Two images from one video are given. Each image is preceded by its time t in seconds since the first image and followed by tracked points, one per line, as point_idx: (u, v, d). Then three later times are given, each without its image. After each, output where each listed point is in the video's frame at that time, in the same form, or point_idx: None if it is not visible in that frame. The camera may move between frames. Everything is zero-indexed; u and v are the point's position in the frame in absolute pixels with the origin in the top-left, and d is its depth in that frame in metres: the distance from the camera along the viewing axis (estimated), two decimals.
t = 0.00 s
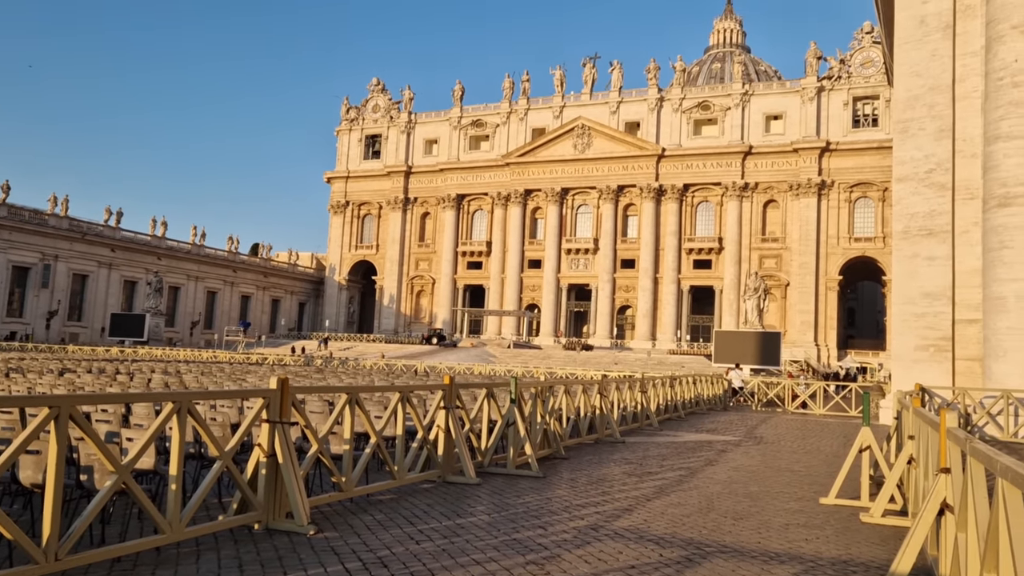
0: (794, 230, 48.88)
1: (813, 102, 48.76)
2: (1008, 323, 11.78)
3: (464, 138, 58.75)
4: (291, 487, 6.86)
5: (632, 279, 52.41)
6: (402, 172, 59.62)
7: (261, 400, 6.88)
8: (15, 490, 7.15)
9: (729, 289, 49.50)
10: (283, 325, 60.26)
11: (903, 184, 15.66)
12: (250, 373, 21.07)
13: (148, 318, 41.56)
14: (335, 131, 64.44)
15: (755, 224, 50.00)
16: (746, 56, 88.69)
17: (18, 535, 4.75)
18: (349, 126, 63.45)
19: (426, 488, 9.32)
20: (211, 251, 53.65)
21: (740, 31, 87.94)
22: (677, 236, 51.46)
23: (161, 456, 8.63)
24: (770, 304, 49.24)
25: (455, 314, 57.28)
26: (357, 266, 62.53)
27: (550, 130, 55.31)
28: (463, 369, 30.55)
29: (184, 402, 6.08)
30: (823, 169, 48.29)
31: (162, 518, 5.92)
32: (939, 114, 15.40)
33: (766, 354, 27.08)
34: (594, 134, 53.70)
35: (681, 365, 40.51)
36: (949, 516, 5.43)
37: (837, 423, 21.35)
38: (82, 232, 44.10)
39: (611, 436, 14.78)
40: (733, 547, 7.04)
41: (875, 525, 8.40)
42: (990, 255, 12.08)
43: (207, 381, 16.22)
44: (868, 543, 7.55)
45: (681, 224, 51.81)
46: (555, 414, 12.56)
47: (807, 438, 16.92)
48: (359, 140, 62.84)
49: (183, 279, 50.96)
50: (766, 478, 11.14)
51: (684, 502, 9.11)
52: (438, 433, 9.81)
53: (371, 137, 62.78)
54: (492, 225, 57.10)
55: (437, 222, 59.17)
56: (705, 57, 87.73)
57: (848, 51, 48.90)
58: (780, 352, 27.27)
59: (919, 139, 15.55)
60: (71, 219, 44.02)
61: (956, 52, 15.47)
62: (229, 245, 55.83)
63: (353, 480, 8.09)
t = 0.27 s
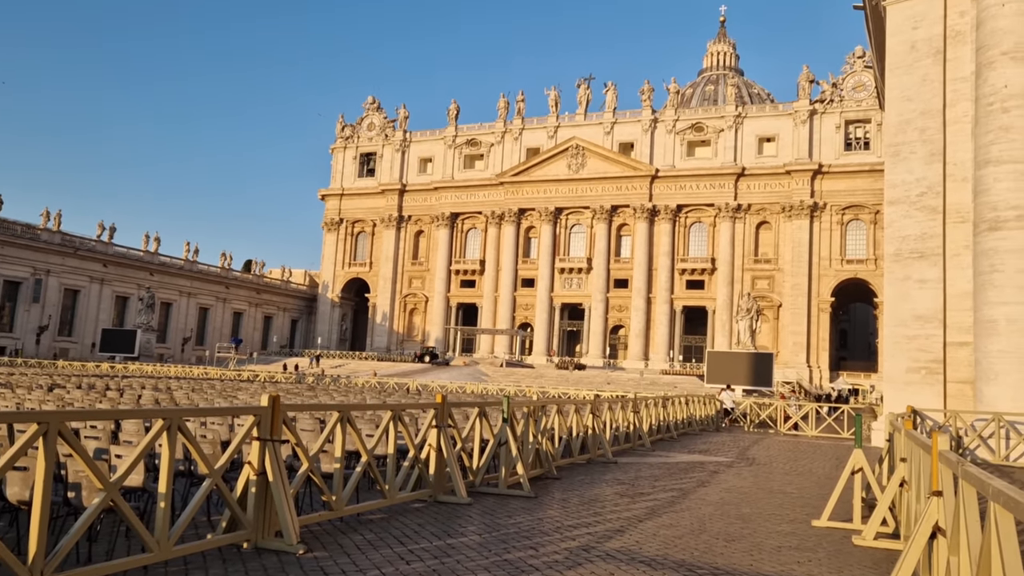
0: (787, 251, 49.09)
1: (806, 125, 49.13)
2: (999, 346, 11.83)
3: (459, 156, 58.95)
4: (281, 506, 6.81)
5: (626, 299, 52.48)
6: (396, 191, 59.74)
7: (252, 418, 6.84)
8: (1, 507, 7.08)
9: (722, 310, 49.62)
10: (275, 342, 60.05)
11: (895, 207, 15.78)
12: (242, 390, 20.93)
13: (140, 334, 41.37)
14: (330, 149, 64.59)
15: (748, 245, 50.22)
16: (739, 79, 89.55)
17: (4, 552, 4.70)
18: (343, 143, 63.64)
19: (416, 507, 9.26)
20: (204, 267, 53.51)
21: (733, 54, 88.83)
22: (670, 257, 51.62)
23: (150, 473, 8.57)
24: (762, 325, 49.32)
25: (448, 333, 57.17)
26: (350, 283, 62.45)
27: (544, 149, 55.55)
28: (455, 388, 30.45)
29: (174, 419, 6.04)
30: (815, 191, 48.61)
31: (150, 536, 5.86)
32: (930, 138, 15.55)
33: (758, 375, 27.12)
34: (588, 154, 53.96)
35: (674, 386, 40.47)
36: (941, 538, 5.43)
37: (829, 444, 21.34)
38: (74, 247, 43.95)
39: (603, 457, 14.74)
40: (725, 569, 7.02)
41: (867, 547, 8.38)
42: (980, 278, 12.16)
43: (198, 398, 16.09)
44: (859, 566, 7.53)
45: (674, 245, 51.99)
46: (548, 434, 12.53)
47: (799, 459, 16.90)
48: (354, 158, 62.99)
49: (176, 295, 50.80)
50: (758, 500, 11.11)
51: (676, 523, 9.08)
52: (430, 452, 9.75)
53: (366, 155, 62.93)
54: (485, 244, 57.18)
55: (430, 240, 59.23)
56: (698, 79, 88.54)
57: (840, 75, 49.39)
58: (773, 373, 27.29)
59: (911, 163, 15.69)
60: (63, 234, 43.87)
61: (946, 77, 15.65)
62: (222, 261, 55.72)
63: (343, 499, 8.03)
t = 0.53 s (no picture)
0: (779, 271, 49.29)
1: (798, 146, 49.50)
2: (989, 368, 11.89)
3: (453, 174, 59.10)
4: (270, 524, 6.74)
5: (618, 317, 52.52)
6: (390, 208, 59.83)
7: (242, 435, 6.80)
8: None
9: (714, 329, 49.72)
10: (267, 358, 59.80)
11: (887, 229, 15.88)
12: (233, 406, 20.81)
13: (130, 349, 41.15)
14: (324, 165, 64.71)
15: (740, 265, 50.41)
16: (732, 100, 90.27)
17: None
18: (338, 160, 63.76)
19: (407, 526, 9.20)
20: (196, 283, 53.38)
21: (726, 75, 89.58)
22: (663, 276, 51.76)
23: (138, 489, 8.51)
24: (754, 345, 49.37)
25: (440, 350, 57.04)
26: (343, 299, 62.35)
27: (538, 168, 55.77)
28: (447, 406, 30.33)
29: (164, 434, 6.01)
30: (807, 212, 48.92)
31: (138, 553, 5.80)
32: (921, 160, 15.69)
33: (750, 395, 27.13)
34: (582, 173, 54.18)
35: (666, 405, 40.43)
36: (932, 560, 5.45)
37: (821, 465, 21.32)
38: (66, 261, 43.79)
39: (595, 476, 14.69)
40: None
41: (859, 569, 8.36)
42: (971, 299, 12.23)
43: (189, 414, 15.98)
44: None
45: (667, 264, 52.13)
46: (539, 452, 12.48)
47: (791, 480, 16.88)
48: (348, 174, 63.10)
49: (167, 310, 50.61)
50: (750, 520, 11.08)
51: (668, 543, 9.04)
52: (421, 469, 9.70)
53: (360, 172, 63.06)
54: (478, 262, 57.24)
55: (424, 257, 59.26)
56: (692, 100, 89.22)
57: (832, 97, 49.78)
58: (765, 393, 27.30)
59: (902, 185, 15.81)
60: (55, 248, 43.70)
61: (937, 100, 15.82)
62: (215, 277, 55.59)
63: (333, 516, 7.97)
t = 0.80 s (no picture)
0: (772, 290, 49.42)
1: (791, 166, 49.82)
2: (982, 389, 11.92)
3: (447, 192, 59.25)
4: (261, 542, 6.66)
5: (612, 335, 52.53)
6: (384, 224, 59.89)
7: (233, 452, 6.74)
8: None
9: (708, 348, 49.75)
10: (259, 375, 59.51)
11: (879, 249, 15.96)
12: (225, 423, 20.68)
13: (122, 364, 40.92)
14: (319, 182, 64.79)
15: (733, 284, 50.54)
16: (726, 119, 90.90)
17: None
18: (332, 177, 63.87)
19: (398, 545, 9.13)
20: (189, 298, 53.20)
21: (720, 95, 90.27)
22: (656, 294, 51.86)
23: (128, 506, 8.44)
24: (748, 364, 49.40)
25: (433, 367, 56.88)
26: (336, 316, 62.22)
27: (532, 186, 55.95)
28: (439, 423, 30.22)
29: (155, 451, 5.95)
30: (800, 231, 49.16)
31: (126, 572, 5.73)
32: (913, 181, 15.80)
33: (743, 414, 27.11)
34: (576, 191, 54.39)
35: (659, 424, 40.36)
36: None
37: (814, 485, 21.27)
38: (58, 276, 43.60)
39: (587, 494, 14.62)
40: None
41: None
42: (963, 320, 12.28)
43: (180, 431, 15.86)
44: None
45: (660, 282, 52.22)
46: (532, 471, 12.41)
47: (784, 499, 16.83)
48: (342, 191, 63.20)
49: (159, 325, 50.39)
50: (743, 540, 11.03)
51: (661, 563, 8.98)
52: (413, 488, 9.63)
53: (355, 189, 63.16)
54: (472, 279, 57.25)
55: (417, 274, 59.25)
56: (686, 120, 89.81)
57: (824, 118, 50.14)
58: (758, 413, 27.27)
59: (894, 205, 15.92)
60: (47, 262, 43.51)
61: (928, 122, 15.96)
62: (208, 292, 55.43)
63: (324, 535, 7.90)
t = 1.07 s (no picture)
0: (765, 306, 49.55)
1: (783, 182, 50.09)
2: (974, 405, 11.96)
3: (441, 206, 59.32)
4: (252, 557, 6.61)
5: (605, 350, 52.51)
6: (378, 238, 59.90)
7: (224, 466, 6.70)
8: None
9: (701, 363, 49.78)
10: (251, 388, 59.24)
11: (871, 265, 16.04)
12: (216, 437, 20.54)
13: (113, 377, 40.70)
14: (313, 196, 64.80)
15: (726, 299, 50.68)
16: (719, 135, 91.43)
17: None
18: (326, 191, 63.92)
19: (390, 560, 9.07)
20: (182, 311, 53.01)
21: (713, 111, 90.84)
22: (650, 309, 51.93)
23: (118, 521, 8.40)
24: (741, 379, 49.42)
25: (426, 381, 56.71)
26: (329, 329, 62.07)
27: (526, 201, 56.06)
28: (432, 438, 30.15)
29: (145, 465, 5.91)
30: (793, 246, 49.36)
31: None
32: (905, 198, 15.91)
33: (736, 430, 27.09)
34: (570, 206, 54.53)
35: (653, 439, 40.31)
36: None
37: (808, 500, 21.24)
38: (50, 288, 43.39)
39: (580, 510, 14.56)
40: None
41: None
42: (955, 336, 12.33)
43: (171, 445, 15.74)
44: None
45: (654, 297, 52.32)
46: (525, 486, 12.36)
47: (778, 515, 16.80)
48: (337, 205, 63.21)
49: (151, 339, 50.19)
50: (736, 556, 11.00)
51: None
52: (405, 503, 9.58)
53: (349, 203, 63.18)
54: (466, 293, 57.23)
55: (411, 288, 59.20)
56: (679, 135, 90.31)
57: (817, 134, 50.43)
58: (751, 427, 27.27)
59: (886, 221, 16.02)
60: (39, 275, 43.30)
61: (920, 139, 16.10)
62: (200, 305, 55.24)
63: (315, 550, 7.84)
